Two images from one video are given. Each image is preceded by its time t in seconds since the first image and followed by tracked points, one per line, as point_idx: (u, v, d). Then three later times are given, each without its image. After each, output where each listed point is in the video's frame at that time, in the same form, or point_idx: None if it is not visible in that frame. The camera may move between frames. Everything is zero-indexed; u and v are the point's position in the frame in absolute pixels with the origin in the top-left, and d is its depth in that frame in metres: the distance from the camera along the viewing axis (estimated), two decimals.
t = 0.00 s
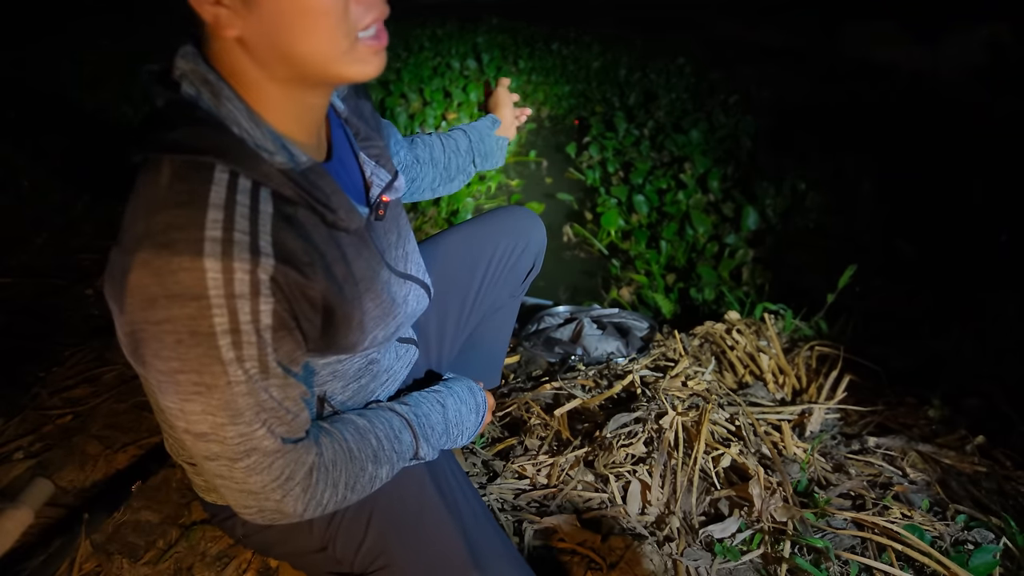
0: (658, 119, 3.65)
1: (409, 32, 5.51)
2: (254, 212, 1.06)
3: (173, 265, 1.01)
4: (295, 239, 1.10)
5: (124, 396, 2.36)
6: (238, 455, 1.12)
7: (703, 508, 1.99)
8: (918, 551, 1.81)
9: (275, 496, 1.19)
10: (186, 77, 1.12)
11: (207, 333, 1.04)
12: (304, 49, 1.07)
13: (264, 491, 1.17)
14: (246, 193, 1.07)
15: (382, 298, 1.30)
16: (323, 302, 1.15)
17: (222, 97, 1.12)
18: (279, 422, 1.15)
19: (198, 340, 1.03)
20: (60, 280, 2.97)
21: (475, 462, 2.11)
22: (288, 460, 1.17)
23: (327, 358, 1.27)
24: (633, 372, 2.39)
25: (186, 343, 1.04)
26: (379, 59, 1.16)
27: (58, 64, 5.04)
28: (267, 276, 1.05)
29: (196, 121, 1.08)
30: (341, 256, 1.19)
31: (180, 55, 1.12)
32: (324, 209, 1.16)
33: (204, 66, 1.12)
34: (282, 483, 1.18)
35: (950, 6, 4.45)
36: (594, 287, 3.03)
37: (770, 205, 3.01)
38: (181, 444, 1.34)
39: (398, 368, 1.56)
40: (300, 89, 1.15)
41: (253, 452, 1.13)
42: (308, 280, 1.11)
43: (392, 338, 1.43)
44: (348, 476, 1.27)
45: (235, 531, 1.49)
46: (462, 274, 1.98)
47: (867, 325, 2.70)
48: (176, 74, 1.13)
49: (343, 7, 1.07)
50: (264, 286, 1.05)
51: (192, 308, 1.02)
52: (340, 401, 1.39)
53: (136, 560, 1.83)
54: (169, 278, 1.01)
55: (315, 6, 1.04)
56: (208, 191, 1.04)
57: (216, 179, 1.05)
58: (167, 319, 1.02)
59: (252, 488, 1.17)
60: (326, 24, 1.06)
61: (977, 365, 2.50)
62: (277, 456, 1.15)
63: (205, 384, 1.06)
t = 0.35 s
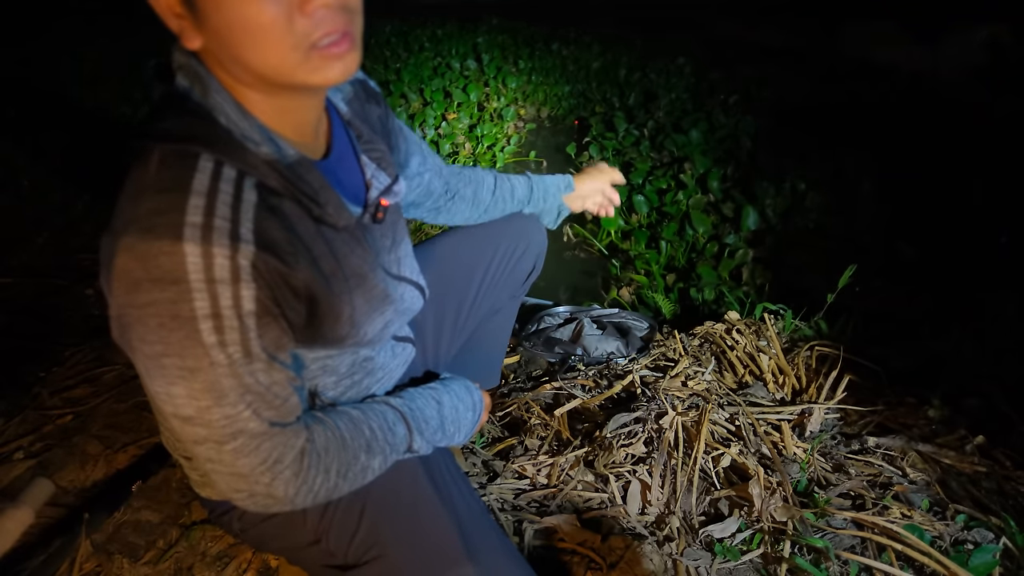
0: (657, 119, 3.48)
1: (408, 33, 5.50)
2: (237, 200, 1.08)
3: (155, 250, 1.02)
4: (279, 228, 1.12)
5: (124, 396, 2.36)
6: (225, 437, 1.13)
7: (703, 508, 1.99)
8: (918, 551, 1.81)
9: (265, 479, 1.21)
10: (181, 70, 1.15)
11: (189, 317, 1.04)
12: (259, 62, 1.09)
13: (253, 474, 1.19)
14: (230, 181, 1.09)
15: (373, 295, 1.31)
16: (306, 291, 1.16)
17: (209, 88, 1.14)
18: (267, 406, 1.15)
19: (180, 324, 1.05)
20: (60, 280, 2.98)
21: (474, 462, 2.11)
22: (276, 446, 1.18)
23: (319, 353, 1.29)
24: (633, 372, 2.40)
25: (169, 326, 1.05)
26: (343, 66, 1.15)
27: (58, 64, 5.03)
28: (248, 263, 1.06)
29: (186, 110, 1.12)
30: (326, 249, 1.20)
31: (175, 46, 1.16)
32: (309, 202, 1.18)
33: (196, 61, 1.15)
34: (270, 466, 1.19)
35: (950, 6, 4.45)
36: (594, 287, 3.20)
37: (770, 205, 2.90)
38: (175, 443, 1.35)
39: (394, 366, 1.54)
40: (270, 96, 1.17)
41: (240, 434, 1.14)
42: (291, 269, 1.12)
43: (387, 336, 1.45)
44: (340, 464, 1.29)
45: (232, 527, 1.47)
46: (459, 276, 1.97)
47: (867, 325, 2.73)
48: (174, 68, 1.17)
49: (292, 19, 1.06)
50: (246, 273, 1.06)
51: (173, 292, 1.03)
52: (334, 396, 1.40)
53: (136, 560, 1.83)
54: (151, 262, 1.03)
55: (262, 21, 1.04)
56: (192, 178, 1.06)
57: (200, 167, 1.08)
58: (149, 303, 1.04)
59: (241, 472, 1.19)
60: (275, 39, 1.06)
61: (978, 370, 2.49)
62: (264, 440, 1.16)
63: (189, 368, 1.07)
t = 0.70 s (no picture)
0: (657, 120, 3.36)
1: (408, 33, 5.50)
2: (228, 197, 1.08)
3: (145, 245, 1.03)
4: (270, 226, 1.12)
5: (124, 396, 2.36)
6: (217, 432, 1.14)
7: (703, 508, 2.00)
8: (918, 551, 1.81)
9: (258, 473, 1.21)
10: (179, 67, 1.15)
11: (180, 313, 1.05)
12: (255, 64, 1.09)
13: (246, 468, 1.19)
14: (222, 178, 1.09)
15: (366, 294, 1.32)
16: (297, 288, 1.17)
17: (205, 87, 1.14)
18: (260, 401, 1.15)
19: (172, 319, 1.05)
20: (60, 280, 2.98)
21: (474, 462, 2.12)
22: (270, 440, 1.19)
23: (312, 350, 1.29)
24: (633, 372, 2.40)
25: (160, 322, 1.05)
26: (339, 73, 1.16)
27: (58, 64, 5.03)
28: (238, 259, 1.07)
29: (184, 108, 1.13)
30: (317, 248, 1.21)
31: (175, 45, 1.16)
32: (301, 200, 1.19)
33: (195, 60, 1.15)
34: (263, 460, 1.19)
35: (950, 5, 4.45)
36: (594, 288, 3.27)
37: (770, 205, 2.84)
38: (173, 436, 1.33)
39: (393, 366, 1.53)
40: (264, 99, 1.17)
41: (232, 429, 1.14)
42: (281, 266, 1.12)
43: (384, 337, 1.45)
44: (334, 459, 1.29)
45: (227, 524, 1.48)
46: (462, 283, 1.96)
47: (867, 324, 2.76)
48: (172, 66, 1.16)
49: (291, 23, 1.07)
50: (235, 269, 1.06)
51: (164, 287, 1.03)
52: (331, 394, 1.39)
53: (136, 560, 1.83)
54: (142, 258, 1.03)
55: (261, 23, 1.05)
56: (183, 174, 1.07)
57: (193, 164, 1.08)
58: (140, 298, 1.04)
59: (234, 466, 1.19)
60: (272, 41, 1.07)
61: (976, 363, 2.53)
62: (257, 433, 1.17)
63: (181, 362, 1.07)
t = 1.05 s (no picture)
0: (658, 119, 3.50)
1: (409, 33, 5.51)
2: (224, 213, 1.05)
3: (135, 261, 1.01)
4: (267, 242, 1.09)
5: (124, 396, 2.36)
6: (209, 446, 1.15)
7: (703, 508, 1.99)
8: (918, 551, 1.81)
9: (250, 484, 1.21)
10: (173, 84, 1.10)
11: (170, 329, 1.04)
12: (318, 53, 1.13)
13: (239, 480, 1.20)
14: (218, 194, 1.06)
15: (365, 297, 1.30)
16: (292, 301, 1.15)
17: (205, 101, 1.09)
18: (251, 416, 1.14)
19: (162, 334, 1.05)
20: (60, 280, 2.98)
21: (474, 462, 2.12)
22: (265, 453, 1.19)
23: (314, 357, 1.26)
24: (633, 372, 2.40)
25: (150, 337, 1.05)
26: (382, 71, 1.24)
27: (59, 65, 5.03)
28: (229, 275, 1.05)
29: (179, 122, 1.09)
30: (318, 259, 1.19)
31: (166, 61, 1.11)
32: (303, 211, 1.16)
33: (189, 72, 1.10)
34: (256, 472, 1.20)
35: (950, 5, 4.44)
36: (594, 288, 3.15)
37: (770, 205, 2.87)
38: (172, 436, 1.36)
39: (395, 369, 1.54)
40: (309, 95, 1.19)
41: (223, 444, 1.15)
42: (275, 281, 1.11)
43: (384, 337, 1.43)
44: (331, 466, 1.29)
45: (229, 520, 1.45)
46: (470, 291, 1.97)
47: (867, 324, 2.70)
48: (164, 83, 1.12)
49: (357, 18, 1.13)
50: (226, 286, 1.05)
51: (155, 303, 1.03)
52: (333, 399, 1.38)
53: (136, 560, 1.83)
54: (132, 273, 1.02)
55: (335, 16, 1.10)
56: (177, 188, 1.04)
57: (188, 180, 1.05)
58: (131, 312, 1.04)
59: (228, 476, 1.20)
60: (337, 34, 1.12)
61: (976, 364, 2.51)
62: (248, 448, 1.16)
63: (172, 377, 1.07)
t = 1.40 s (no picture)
0: (658, 119, 3.54)
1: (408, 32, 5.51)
2: (273, 211, 1.04)
3: (189, 262, 0.99)
4: (312, 239, 1.08)
5: (124, 396, 2.36)
6: (242, 447, 1.11)
7: (703, 508, 1.99)
8: (918, 551, 1.81)
9: (275, 488, 1.17)
10: (203, 84, 1.08)
11: (221, 328, 1.01)
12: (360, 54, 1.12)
13: (265, 483, 1.16)
14: (266, 193, 1.05)
15: (381, 297, 1.31)
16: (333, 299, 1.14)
17: (245, 100, 1.07)
18: (285, 417, 1.12)
19: (210, 334, 1.02)
20: (60, 280, 2.98)
21: (474, 462, 2.11)
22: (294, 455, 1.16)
23: (337, 353, 1.27)
24: (633, 372, 2.40)
25: (198, 337, 1.02)
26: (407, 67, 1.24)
27: (58, 65, 5.04)
28: (282, 273, 1.03)
29: (214, 122, 1.06)
30: (354, 259, 1.18)
31: (195, 61, 1.08)
32: (340, 209, 1.15)
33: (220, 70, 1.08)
34: (284, 475, 1.16)
35: (951, 4, 4.43)
36: (594, 288, 3.07)
37: (770, 205, 2.92)
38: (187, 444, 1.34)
39: (400, 371, 1.57)
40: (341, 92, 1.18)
41: (257, 446, 1.11)
42: (321, 280, 1.09)
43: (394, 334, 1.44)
44: (346, 468, 1.26)
45: (228, 527, 1.48)
46: (468, 289, 1.97)
47: (867, 324, 2.70)
48: (189, 84, 1.09)
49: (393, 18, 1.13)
50: (279, 283, 1.03)
51: (208, 303, 1.00)
52: (344, 400, 1.40)
53: (136, 560, 1.83)
54: (184, 274, 0.99)
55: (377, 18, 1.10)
56: (227, 188, 1.02)
57: (236, 180, 1.03)
58: (180, 312, 1.01)
59: (252, 480, 1.15)
60: (377, 33, 1.12)
61: (977, 368, 2.49)
62: (280, 450, 1.14)
63: (215, 377, 1.04)
